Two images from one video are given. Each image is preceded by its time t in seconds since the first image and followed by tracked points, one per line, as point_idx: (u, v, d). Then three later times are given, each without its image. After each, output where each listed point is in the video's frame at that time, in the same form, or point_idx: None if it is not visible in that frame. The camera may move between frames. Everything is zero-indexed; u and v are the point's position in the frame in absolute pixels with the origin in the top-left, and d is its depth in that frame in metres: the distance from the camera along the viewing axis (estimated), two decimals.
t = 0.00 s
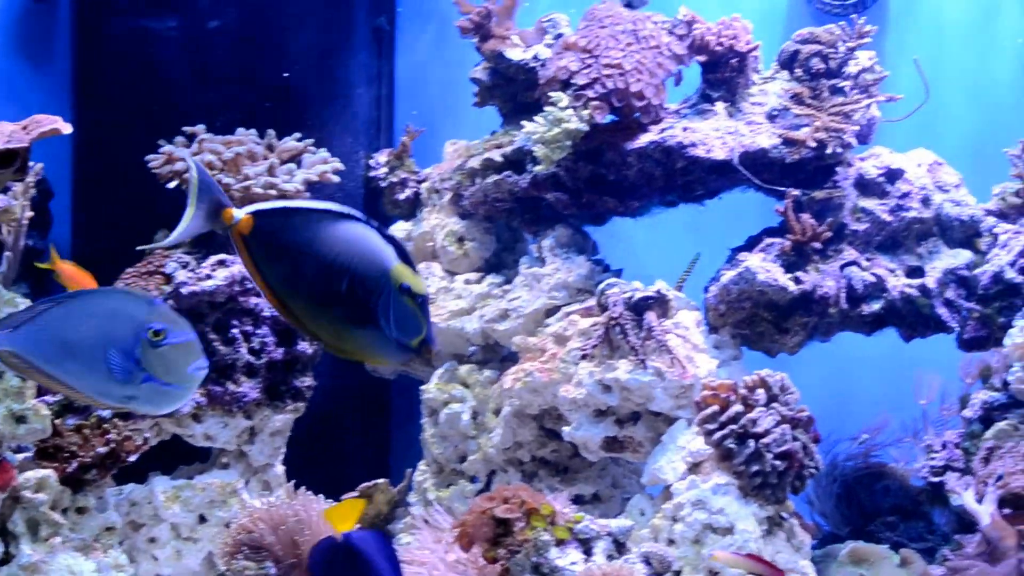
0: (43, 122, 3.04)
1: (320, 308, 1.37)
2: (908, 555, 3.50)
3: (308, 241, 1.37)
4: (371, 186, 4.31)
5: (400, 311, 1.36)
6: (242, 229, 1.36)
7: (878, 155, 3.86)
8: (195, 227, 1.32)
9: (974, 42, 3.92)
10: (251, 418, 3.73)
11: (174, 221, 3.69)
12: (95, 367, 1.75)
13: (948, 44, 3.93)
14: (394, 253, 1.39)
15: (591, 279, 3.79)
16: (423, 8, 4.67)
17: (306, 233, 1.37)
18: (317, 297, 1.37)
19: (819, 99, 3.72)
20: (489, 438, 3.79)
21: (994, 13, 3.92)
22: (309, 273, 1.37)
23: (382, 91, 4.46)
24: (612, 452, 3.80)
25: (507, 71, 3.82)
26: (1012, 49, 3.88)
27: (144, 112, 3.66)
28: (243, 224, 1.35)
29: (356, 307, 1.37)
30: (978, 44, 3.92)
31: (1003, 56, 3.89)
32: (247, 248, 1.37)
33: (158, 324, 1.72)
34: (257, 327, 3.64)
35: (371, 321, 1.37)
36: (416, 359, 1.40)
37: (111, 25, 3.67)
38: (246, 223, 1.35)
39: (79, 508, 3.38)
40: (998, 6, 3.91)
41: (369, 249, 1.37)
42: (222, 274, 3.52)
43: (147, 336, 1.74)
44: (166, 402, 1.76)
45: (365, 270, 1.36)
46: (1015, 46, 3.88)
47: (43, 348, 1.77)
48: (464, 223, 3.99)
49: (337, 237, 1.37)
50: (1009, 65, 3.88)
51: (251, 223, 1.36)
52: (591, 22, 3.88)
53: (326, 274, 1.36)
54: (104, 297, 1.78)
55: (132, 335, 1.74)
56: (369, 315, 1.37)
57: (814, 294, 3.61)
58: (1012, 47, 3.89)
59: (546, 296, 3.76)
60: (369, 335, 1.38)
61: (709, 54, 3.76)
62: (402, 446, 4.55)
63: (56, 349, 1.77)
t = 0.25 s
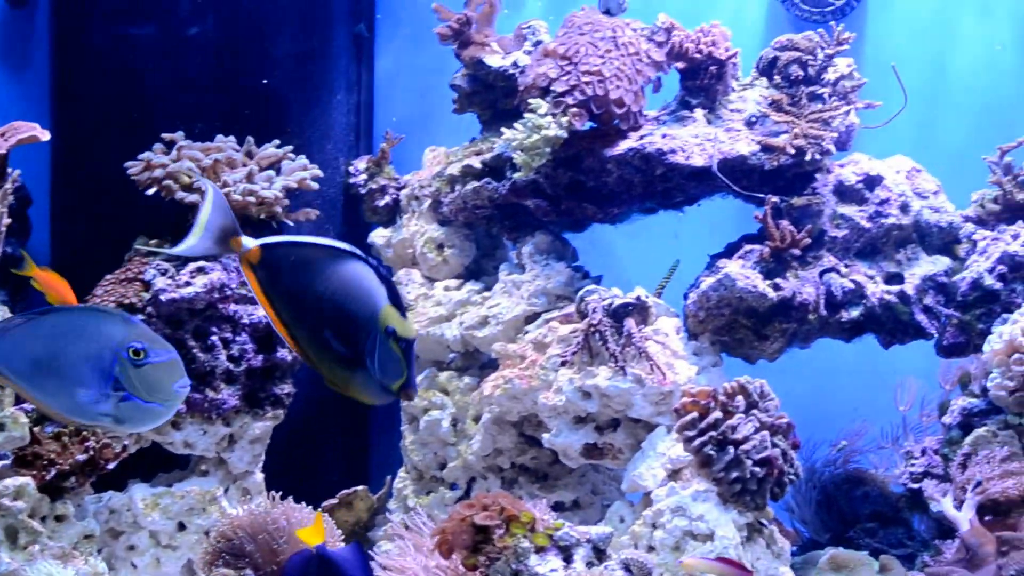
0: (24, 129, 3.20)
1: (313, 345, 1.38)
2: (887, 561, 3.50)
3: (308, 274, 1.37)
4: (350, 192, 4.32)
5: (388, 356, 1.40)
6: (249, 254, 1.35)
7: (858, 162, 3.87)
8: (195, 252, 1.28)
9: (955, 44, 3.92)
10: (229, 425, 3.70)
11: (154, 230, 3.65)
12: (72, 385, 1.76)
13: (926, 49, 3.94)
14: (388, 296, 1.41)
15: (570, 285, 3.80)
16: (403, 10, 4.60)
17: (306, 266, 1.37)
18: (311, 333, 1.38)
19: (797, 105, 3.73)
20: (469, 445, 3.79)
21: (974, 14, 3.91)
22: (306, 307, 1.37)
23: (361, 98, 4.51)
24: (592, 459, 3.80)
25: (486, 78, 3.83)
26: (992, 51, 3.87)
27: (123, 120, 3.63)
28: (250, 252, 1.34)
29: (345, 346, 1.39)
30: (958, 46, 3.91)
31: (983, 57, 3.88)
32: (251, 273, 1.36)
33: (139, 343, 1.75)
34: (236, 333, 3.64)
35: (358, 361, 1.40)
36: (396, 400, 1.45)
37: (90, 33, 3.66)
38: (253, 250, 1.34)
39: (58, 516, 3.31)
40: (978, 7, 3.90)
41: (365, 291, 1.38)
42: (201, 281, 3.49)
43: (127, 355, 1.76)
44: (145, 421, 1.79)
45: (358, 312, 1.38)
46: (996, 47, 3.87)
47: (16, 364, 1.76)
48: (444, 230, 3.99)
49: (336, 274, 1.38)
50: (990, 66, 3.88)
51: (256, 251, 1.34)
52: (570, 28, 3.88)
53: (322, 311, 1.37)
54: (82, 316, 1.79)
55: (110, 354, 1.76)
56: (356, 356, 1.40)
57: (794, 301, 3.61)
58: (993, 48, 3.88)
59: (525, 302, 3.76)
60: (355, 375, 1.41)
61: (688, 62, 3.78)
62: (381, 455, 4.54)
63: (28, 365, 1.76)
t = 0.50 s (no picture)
0: None
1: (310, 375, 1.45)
2: (868, 567, 3.49)
3: (311, 306, 1.43)
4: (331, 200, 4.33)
5: (375, 396, 1.47)
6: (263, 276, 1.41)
7: (837, 168, 3.89)
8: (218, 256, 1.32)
9: (932, 51, 3.95)
10: (209, 432, 3.68)
11: (134, 237, 3.63)
12: (49, 399, 1.63)
13: (904, 57, 3.97)
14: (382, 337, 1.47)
15: (550, 292, 3.79)
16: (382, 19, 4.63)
17: (312, 298, 1.43)
18: (310, 364, 1.45)
19: (777, 112, 3.74)
20: (449, 452, 3.78)
21: (951, 21, 3.93)
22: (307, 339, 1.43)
23: (342, 105, 4.49)
24: (572, 466, 3.79)
25: (466, 85, 3.82)
26: (969, 58, 3.91)
27: (103, 127, 3.61)
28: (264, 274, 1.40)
29: (338, 380, 1.46)
30: (935, 54, 3.95)
31: (961, 64, 3.92)
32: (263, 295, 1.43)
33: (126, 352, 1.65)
34: (216, 340, 3.60)
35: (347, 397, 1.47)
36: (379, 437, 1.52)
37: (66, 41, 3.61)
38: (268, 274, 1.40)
39: (37, 525, 3.26)
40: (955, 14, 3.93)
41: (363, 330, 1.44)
42: (180, 288, 3.44)
43: (113, 364, 1.66)
44: (133, 432, 1.68)
45: (352, 351, 1.45)
46: (973, 54, 3.91)
47: None
48: (424, 236, 3.98)
49: (337, 311, 1.43)
50: (966, 74, 3.92)
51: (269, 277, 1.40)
52: (550, 36, 3.89)
53: (321, 345, 1.43)
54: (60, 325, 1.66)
55: (94, 365, 1.65)
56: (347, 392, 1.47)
57: (773, 308, 3.61)
58: (970, 55, 3.91)
59: (505, 309, 3.75)
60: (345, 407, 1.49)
61: (668, 68, 3.78)
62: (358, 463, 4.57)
63: None
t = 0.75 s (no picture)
0: None
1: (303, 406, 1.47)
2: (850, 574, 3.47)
3: (307, 339, 1.46)
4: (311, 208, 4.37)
5: (363, 431, 1.48)
6: (263, 303, 1.46)
7: (817, 175, 3.84)
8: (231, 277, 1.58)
9: (913, 55, 3.90)
10: (189, 439, 3.70)
11: (116, 244, 3.61)
12: (35, 409, 1.72)
13: (885, 61, 3.92)
14: (373, 371, 1.49)
15: (530, 299, 3.81)
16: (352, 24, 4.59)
17: (305, 330, 1.45)
18: (304, 395, 1.47)
19: (757, 119, 3.75)
20: (430, 459, 3.78)
21: (931, 25, 3.89)
22: (299, 370, 1.45)
23: (321, 112, 4.57)
24: (552, 473, 3.79)
25: (445, 92, 3.80)
26: (949, 63, 3.89)
27: (82, 134, 3.47)
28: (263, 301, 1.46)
29: (329, 413, 1.48)
30: (916, 57, 3.90)
31: (940, 69, 3.90)
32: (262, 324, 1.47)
33: (106, 359, 1.74)
34: (195, 347, 3.55)
35: (338, 430, 1.49)
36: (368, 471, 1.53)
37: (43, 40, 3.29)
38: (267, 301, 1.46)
39: (15, 534, 3.23)
40: (939, 23, 3.88)
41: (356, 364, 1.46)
42: (160, 295, 3.38)
43: (95, 372, 1.75)
44: (114, 439, 1.76)
45: (341, 384, 1.46)
46: (952, 58, 3.89)
47: None
48: (405, 243, 3.99)
49: (329, 343, 1.45)
50: (946, 78, 3.90)
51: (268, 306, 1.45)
52: (529, 42, 3.86)
53: (313, 377, 1.46)
54: (48, 336, 1.76)
55: (78, 374, 1.75)
56: (338, 424, 1.49)
57: (752, 314, 3.61)
58: (949, 60, 3.89)
59: (486, 316, 3.76)
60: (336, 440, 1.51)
61: (648, 75, 3.81)
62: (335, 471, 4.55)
63: None
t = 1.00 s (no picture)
0: None
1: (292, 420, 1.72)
2: None
3: (296, 362, 1.67)
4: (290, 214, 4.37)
5: (340, 444, 1.74)
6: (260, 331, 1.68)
7: (796, 182, 3.91)
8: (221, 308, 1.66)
9: (893, 64, 3.98)
10: (168, 447, 3.63)
11: (92, 249, 3.57)
12: (16, 419, 1.64)
13: (865, 70, 4.00)
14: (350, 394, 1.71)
15: (511, 305, 3.79)
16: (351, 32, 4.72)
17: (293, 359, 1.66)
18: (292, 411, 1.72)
19: (736, 125, 3.76)
20: (411, 466, 3.77)
21: (913, 34, 3.96)
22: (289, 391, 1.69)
23: (301, 118, 4.63)
24: (533, 480, 3.79)
25: (426, 98, 3.82)
26: (929, 72, 3.95)
27: (61, 140, 3.36)
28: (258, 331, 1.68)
29: (313, 427, 1.73)
30: (897, 66, 3.98)
31: (922, 78, 3.96)
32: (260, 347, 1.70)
33: (96, 360, 1.73)
34: (175, 354, 3.53)
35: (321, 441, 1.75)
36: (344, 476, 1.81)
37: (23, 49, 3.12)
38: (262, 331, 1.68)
39: None
40: (917, 32, 3.95)
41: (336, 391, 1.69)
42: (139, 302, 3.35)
43: (81, 374, 1.72)
44: (101, 441, 1.76)
45: (322, 405, 1.70)
46: (932, 67, 3.95)
47: None
48: (384, 250, 3.98)
49: (313, 367, 1.67)
50: (927, 88, 3.96)
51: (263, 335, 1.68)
52: (509, 49, 3.89)
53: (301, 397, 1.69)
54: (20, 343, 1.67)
55: (62, 378, 1.70)
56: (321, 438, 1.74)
57: (733, 321, 3.61)
58: (930, 69, 3.96)
59: (466, 323, 3.75)
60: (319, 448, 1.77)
61: (629, 82, 3.79)
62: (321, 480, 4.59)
63: None
